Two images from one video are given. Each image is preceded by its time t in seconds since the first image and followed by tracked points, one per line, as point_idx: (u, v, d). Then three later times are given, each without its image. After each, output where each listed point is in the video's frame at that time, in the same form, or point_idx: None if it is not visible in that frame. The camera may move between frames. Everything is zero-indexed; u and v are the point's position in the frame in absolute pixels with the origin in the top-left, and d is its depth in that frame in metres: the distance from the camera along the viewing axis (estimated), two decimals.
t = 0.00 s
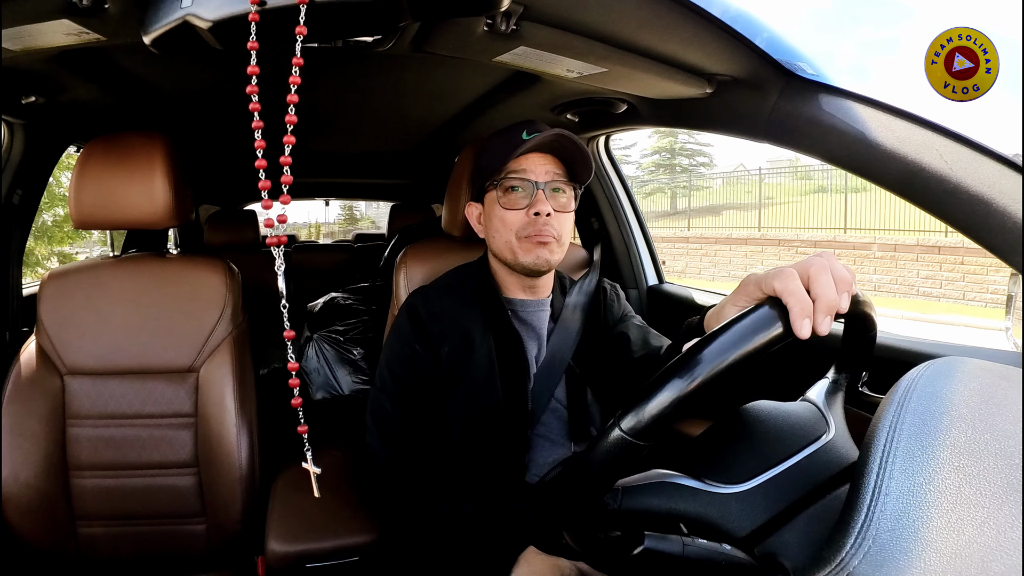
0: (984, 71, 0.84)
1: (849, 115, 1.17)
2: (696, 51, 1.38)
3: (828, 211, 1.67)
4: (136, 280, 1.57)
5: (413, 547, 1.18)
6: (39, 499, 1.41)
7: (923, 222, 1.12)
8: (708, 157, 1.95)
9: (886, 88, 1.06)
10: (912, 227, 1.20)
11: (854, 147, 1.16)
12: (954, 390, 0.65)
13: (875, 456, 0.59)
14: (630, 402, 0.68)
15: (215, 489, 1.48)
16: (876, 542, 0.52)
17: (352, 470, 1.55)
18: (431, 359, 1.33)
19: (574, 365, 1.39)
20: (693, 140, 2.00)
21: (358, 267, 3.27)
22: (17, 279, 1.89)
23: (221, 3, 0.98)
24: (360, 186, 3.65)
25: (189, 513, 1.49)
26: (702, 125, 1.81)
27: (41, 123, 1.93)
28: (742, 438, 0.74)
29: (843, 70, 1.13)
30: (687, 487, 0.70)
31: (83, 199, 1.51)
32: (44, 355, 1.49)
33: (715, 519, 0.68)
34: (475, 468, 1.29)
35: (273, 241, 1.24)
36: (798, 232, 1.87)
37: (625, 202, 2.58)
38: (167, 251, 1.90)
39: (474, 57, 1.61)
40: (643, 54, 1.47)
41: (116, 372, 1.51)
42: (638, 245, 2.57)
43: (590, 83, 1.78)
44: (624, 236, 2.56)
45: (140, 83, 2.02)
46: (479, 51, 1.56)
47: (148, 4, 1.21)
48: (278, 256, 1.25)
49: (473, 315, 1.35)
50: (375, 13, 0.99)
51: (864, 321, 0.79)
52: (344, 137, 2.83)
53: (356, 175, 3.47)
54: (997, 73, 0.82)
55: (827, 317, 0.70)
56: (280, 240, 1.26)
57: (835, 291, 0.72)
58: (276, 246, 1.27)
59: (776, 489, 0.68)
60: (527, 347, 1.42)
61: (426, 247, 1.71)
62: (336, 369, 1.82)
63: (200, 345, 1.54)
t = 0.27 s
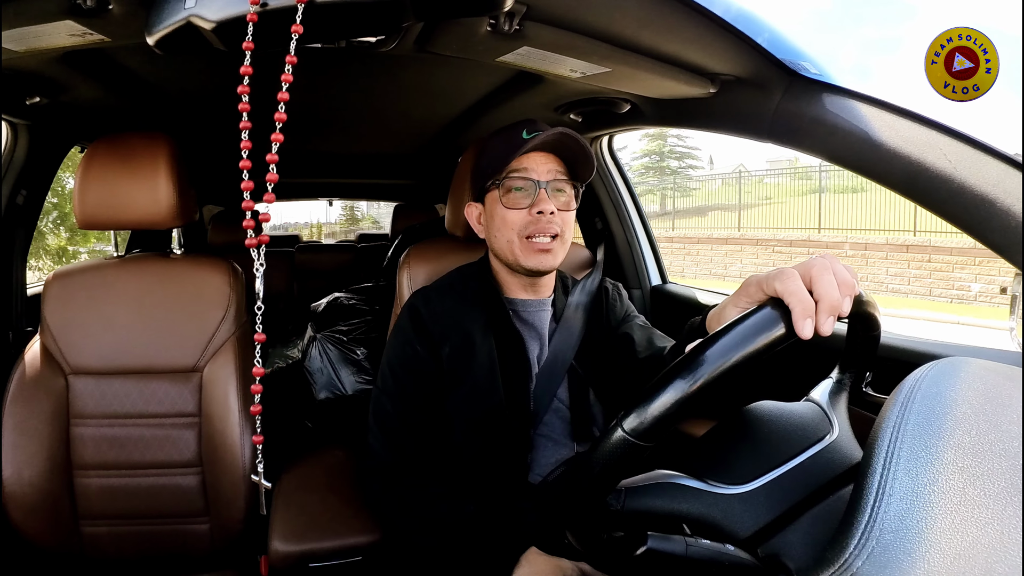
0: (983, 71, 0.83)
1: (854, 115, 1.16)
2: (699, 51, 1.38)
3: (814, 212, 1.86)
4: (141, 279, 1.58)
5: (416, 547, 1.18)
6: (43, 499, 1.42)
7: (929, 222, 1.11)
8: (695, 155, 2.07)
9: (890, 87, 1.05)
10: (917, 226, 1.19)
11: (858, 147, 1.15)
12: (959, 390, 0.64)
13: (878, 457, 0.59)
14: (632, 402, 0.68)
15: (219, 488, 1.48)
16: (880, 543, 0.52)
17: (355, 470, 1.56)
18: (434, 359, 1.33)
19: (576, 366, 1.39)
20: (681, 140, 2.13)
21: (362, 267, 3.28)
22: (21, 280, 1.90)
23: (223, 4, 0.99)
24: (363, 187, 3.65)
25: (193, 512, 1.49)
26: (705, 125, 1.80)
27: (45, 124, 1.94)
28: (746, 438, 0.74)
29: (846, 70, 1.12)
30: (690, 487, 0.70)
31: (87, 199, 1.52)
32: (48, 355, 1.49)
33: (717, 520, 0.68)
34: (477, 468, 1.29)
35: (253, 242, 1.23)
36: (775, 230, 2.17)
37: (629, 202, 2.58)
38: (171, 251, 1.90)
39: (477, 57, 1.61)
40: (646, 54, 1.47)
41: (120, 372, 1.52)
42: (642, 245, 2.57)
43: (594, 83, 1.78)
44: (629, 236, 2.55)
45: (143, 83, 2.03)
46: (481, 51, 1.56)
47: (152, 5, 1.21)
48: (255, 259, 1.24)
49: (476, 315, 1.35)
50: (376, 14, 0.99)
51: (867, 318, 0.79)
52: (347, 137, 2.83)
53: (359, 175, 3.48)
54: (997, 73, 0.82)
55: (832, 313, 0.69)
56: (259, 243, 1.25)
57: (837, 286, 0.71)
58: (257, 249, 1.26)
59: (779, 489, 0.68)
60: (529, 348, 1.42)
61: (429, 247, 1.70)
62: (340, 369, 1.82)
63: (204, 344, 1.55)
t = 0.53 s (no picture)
0: (983, 71, 0.84)
1: (857, 116, 1.16)
2: (702, 52, 1.38)
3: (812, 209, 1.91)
4: (144, 279, 1.58)
5: (418, 547, 1.18)
6: (46, 498, 1.42)
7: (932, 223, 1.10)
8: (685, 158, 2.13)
9: (894, 88, 1.05)
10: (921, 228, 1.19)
11: (861, 148, 1.15)
12: (962, 392, 0.64)
13: (881, 459, 0.59)
14: (635, 403, 0.68)
15: (221, 488, 1.48)
16: (883, 545, 0.52)
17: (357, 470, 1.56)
18: (437, 359, 1.33)
19: (579, 368, 1.39)
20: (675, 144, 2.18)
21: (365, 268, 3.28)
22: (24, 279, 1.90)
23: (226, 5, 0.99)
24: (365, 187, 3.65)
25: (196, 512, 1.50)
26: (708, 126, 1.80)
27: (49, 124, 1.95)
28: (748, 439, 0.74)
29: (850, 70, 1.12)
30: (693, 489, 0.70)
31: (91, 200, 1.52)
32: (51, 354, 1.50)
33: (720, 521, 0.68)
34: (481, 468, 1.29)
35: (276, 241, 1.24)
36: (755, 231, 2.33)
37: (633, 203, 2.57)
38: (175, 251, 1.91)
39: (480, 57, 1.61)
40: (649, 54, 1.47)
41: (123, 371, 1.52)
42: (645, 245, 2.56)
43: (597, 84, 1.78)
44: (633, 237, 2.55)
45: (146, 84, 2.03)
46: (485, 52, 1.56)
47: (156, 5, 1.22)
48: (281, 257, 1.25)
49: (478, 316, 1.35)
50: (379, 14, 1.00)
51: (871, 319, 0.79)
52: (350, 138, 2.84)
53: (362, 176, 3.48)
54: (997, 73, 0.82)
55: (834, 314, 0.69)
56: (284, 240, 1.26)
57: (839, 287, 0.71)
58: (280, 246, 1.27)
59: (782, 491, 0.67)
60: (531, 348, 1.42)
61: (433, 249, 1.70)
62: (342, 369, 1.82)
63: (207, 344, 1.55)
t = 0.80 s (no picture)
0: (984, 71, 0.83)
1: (861, 115, 1.15)
2: (704, 51, 1.38)
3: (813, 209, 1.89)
4: (148, 279, 1.59)
5: (421, 546, 1.18)
6: (50, 498, 1.43)
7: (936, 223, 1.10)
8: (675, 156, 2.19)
9: (898, 86, 1.04)
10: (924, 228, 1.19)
11: (865, 147, 1.15)
12: (967, 392, 0.64)
13: (885, 459, 0.58)
14: (638, 403, 0.68)
15: (225, 488, 1.49)
16: (886, 544, 0.51)
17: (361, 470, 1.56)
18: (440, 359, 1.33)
19: (583, 366, 1.39)
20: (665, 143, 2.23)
21: (368, 268, 3.28)
22: (28, 280, 1.91)
23: (229, 5, 0.99)
24: (368, 187, 3.66)
25: (200, 511, 1.50)
26: (711, 125, 1.80)
27: (53, 125, 1.95)
28: (751, 440, 0.74)
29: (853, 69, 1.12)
30: (694, 490, 0.70)
31: (94, 201, 1.53)
32: (56, 355, 1.50)
33: (721, 522, 0.68)
34: (484, 468, 1.29)
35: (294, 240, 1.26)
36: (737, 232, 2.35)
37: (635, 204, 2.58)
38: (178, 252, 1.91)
39: (482, 57, 1.61)
40: (652, 53, 1.47)
41: (127, 371, 1.53)
42: (648, 245, 2.56)
43: (599, 83, 1.77)
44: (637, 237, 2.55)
45: (149, 85, 2.04)
46: (487, 52, 1.56)
47: (159, 7, 1.22)
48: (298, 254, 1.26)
49: (482, 315, 1.35)
50: (381, 15, 1.00)
51: (876, 318, 0.78)
52: (353, 138, 2.84)
53: (365, 176, 3.48)
54: (997, 73, 0.82)
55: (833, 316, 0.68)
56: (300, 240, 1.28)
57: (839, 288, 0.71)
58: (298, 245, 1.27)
59: (785, 491, 0.67)
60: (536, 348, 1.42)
61: (436, 249, 1.70)
62: (345, 368, 1.83)
63: (211, 345, 1.55)
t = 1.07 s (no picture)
0: (984, 72, 0.82)
1: (865, 113, 1.15)
2: (707, 50, 1.37)
3: (814, 211, 1.90)
4: (153, 279, 1.59)
5: (424, 546, 1.18)
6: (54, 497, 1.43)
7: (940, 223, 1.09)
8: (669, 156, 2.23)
9: (901, 85, 1.04)
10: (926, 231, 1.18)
11: (869, 146, 1.14)
12: (971, 391, 0.63)
13: (889, 459, 0.58)
14: (641, 403, 0.67)
15: (228, 488, 1.49)
16: (890, 545, 0.51)
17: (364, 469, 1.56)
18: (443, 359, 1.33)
19: (586, 365, 1.39)
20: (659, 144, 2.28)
21: (371, 268, 3.28)
22: (32, 281, 1.92)
23: (232, 6, 0.99)
24: (371, 187, 3.66)
25: (203, 511, 1.51)
26: (714, 124, 1.79)
27: (56, 126, 1.96)
28: (751, 443, 0.74)
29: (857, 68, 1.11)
30: (692, 496, 0.70)
31: (98, 201, 1.53)
32: (60, 355, 1.51)
33: (720, 527, 0.67)
34: (486, 468, 1.29)
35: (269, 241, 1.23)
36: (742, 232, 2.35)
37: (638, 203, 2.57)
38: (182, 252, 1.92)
39: (484, 57, 1.61)
40: (654, 53, 1.46)
41: (131, 372, 1.53)
42: (651, 244, 2.55)
43: (602, 83, 1.77)
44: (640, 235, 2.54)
45: (153, 86, 2.04)
46: (489, 52, 1.56)
47: (161, 8, 1.22)
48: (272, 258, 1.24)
49: (485, 315, 1.35)
50: (383, 15, 1.00)
51: (879, 317, 0.78)
52: (355, 138, 2.84)
53: (367, 176, 3.48)
54: (997, 74, 0.80)
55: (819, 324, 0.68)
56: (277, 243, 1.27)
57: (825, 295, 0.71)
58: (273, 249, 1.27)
59: (784, 495, 0.67)
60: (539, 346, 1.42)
61: (439, 248, 1.70)
62: (349, 369, 1.83)
63: (214, 345, 1.56)
